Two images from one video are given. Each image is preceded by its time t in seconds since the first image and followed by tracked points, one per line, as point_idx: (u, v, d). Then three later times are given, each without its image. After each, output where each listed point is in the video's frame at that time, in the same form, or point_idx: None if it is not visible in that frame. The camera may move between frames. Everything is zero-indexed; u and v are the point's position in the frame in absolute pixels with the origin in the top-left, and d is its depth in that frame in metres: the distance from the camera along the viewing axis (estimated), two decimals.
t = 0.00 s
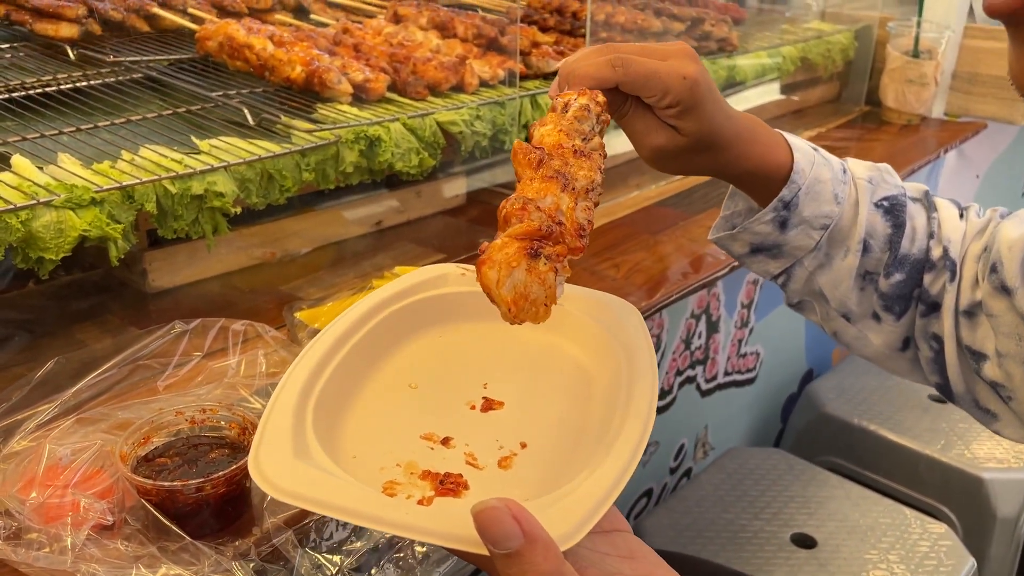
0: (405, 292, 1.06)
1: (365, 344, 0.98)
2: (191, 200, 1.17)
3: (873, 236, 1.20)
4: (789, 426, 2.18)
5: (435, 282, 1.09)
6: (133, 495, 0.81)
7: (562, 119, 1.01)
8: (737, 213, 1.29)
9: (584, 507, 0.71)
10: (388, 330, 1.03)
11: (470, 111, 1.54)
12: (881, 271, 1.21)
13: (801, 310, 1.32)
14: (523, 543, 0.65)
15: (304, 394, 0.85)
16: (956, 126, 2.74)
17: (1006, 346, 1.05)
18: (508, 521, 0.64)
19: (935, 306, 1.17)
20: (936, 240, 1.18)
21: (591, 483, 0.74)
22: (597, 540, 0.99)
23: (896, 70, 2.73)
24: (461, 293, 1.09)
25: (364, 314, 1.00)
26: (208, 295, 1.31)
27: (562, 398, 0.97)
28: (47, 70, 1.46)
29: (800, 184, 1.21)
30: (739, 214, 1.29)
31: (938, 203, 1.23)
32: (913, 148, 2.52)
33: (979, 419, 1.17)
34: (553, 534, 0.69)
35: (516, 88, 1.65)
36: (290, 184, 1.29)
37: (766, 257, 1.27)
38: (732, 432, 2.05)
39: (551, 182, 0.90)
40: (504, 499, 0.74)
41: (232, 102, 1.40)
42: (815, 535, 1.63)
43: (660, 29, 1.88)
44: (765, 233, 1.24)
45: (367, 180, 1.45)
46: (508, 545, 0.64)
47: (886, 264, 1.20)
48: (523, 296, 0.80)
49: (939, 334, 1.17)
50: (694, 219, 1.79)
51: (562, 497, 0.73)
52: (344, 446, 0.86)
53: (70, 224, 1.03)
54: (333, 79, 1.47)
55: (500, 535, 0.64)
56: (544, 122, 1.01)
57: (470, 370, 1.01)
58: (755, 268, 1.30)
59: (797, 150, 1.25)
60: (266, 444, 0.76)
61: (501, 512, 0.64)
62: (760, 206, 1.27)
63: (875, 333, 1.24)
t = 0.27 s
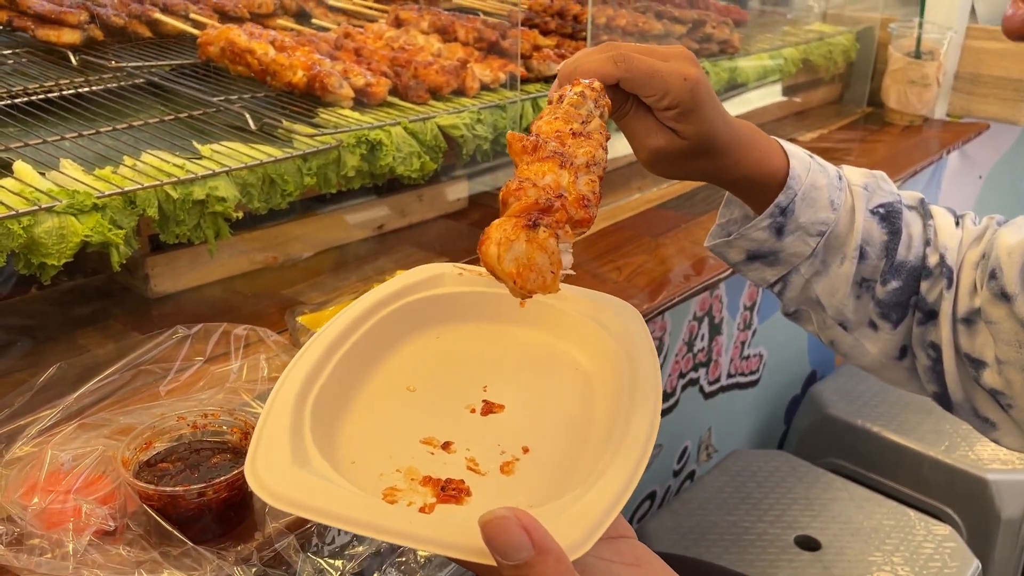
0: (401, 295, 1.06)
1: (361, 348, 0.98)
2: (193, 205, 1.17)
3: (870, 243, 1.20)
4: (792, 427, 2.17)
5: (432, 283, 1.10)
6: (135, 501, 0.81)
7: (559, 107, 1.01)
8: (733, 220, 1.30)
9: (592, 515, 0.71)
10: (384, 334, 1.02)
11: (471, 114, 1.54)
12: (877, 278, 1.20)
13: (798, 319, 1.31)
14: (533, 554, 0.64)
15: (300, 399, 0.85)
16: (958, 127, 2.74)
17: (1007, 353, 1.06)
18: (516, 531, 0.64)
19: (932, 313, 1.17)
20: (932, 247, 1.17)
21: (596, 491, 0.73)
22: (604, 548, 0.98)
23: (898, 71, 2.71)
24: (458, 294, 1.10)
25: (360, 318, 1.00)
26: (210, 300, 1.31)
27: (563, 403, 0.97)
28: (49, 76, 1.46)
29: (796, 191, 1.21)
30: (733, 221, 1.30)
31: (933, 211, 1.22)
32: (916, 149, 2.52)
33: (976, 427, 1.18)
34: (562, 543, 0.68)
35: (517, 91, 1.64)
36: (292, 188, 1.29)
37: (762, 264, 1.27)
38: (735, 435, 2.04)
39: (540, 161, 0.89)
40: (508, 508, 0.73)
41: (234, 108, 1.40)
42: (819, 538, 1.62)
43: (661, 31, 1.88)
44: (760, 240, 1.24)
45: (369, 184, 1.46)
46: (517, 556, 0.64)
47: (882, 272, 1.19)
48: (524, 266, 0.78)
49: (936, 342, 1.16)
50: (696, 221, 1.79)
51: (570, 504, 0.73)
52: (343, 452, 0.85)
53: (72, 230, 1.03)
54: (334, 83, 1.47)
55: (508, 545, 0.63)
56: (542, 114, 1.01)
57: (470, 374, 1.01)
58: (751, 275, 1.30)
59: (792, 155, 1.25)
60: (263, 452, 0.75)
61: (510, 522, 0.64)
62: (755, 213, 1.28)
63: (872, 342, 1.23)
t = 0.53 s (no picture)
0: (395, 314, 1.07)
1: (354, 369, 0.99)
2: (196, 210, 1.17)
3: (876, 245, 1.20)
4: (796, 428, 2.17)
5: (424, 303, 1.10)
6: (139, 506, 0.82)
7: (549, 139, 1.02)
8: (735, 229, 1.30)
9: (568, 537, 0.72)
10: (377, 354, 1.03)
11: (473, 118, 1.55)
12: (885, 280, 1.20)
13: (806, 323, 1.32)
14: (507, 572, 0.65)
15: (292, 424, 0.86)
16: (961, 127, 2.73)
17: (1013, 357, 1.05)
18: (493, 550, 0.66)
19: (938, 316, 1.16)
20: (938, 249, 1.17)
21: (576, 511, 0.75)
22: (587, 563, 0.97)
23: (900, 71, 2.71)
24: (450, 313, 1.10)
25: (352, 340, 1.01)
26: (213, 305, 1.32)
27: (553, 420, 0.97)
28: (53, 81, 1.47)
29: (801, 193, 1.21)
30: (735, 231, 1.30)
31: (938, 213, 1.22)
32: (918, 149, 2.52)
33: (984, 430, 1.18)
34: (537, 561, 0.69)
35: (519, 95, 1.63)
36: (295, 193, 1.29)
37: (770, 268, 1.27)
38: (739, 436, 2.04)
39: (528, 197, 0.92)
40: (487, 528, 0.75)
41: (236, 112, 1.41)
42: (822, 539, 1.62)
43: (662, 33, 1.88)
44: (768, 243, 1.24)
45: (370, 188, 1.46)
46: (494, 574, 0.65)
47: (889, 274, 1.19)
48: (523, 305, 0.83)
49: (943, 344, 1.16)
50: (698, 223, 1.79)
51: (548, 524, 0.74)
52: (333, 472, 0.86)
53: (76, 236, 1.04)
54: (337, 88, 1.49)
55: (483, 563, 0.66)
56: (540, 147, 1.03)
57: (460, 392, 1.02)
58: (761, 282, 1.29)
59: (794, 159, 1.25)
60: (253, 475, 0.77)
61: (484, 540, 0.66)
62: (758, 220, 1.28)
63: (880, 346, 1.23)
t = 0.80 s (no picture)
0: (406, 326, 1.08)
1: (368, 379, 1.00)
2: (197, 217, 1.19)
3: (877, 240, 1.20)
4: (799, 431, 2.17)
5: (436, 315, 1.11)
6: (141, 513, 0.83)
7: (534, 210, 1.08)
8: (735, 245, 1.29)
9: (565, 540, 0.73)
10: (390, 363, 1.05)
11: (473, 123, 1.55)
12: (891, 276, 1.20)
13: (818, 323, 1.32)
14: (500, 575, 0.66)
15: (303, 434, 0.87)
16: (963, 127, 2.73)
17: (1019, 352, 1.05)
18: (486, 555, 0.67)
19: (943, 311, 1.17)
20: (939, 245, 1.17)
21: (573, 516, 0.75)
22: (588, 564, 0.98)
23: (901, 72, 2.71)
24: (461, 324, 1.11)
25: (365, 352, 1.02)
26: (215, 311, 1.33)
27: (558, 428, 0.98)
28: (56, 90, 1.48)
29: (797, 195, 1.22)
30: (735, 246, 1.29)
31: (938, 209, 1.22)
32: (920, 150, 2.52)
33: (992, 423, 1.17)
34: (532, 564, 0.70)
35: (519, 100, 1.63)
36: (295, 200, 1.30)
37: (778, 273, 1.27)
38: (741, 438, 2.05)
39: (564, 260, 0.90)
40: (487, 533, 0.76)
41: (237, 120, 1.42)
42: (824, 541, 1.62)
43: (662, 37, 1.89)
44: (769, 247, 1.24)
45: (371, 195, 1.47)
46: None
47: (894, 269, 1.19)
48: (513, 371, 0.86)
49: (949, 339, 1.16)
50: (698, 226, 1.79)
51: (547, 529, 0.75)
52: (342, 481, 0.88)
53: (78, 245, 1.05)
54: (338, 94, 1.49)
55: (476, 570, 0.66)
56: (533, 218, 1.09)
57: (468, 401, 1.03)
58: (770, 288, 1.29)
59: (786, 164, 1.27)
60: (265, 482, 0.79)
61: (476, 546, 0.67)
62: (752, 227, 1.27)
63: (890, 342, 1.23)
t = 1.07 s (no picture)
0: (411, 323, 1.08)
1: (371, 377, 1.01)
2: (201, 215, 1.19)
3: (872, 232, 1.19)
4: (803, 427, 2.17)
5: (440, 313, 1.11)
6: (146, 508, 0.83)
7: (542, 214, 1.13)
8: (729, 238, 1.30)
9: (565, 537, 0.73)
10: (393, 361, 1.05)
11: (476, 121, 1.55)
12: (887, 269, 1.19)
13: (816, 316, 1.32)
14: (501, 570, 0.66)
15: (307, 430, 0.88)
16: (969, 123, 2.72)
17: (1018, 347, 1.04)
18: (486, 551, 0.67)
19: (940, 305, 1.16)
20: (935, 239, 1.17)
21: (573, 513, 0.75)
22: (587, 562, 0.98)
23: (906, 68, 2.71)
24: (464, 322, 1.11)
25: (369, 349, 1.02)
26: (219, 309, 1.33)
27: (560, 424, 0.98)
28: (61, 89, 1.49)
29: (790, 186, 1.23)
30: (730, 239, 1.30)
31: (935, 203, 1.21)
32: (925, 146, 2.51)
33: (993, 418, 1.16)
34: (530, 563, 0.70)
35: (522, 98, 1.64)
36: (299, 198, 1.30)
37: (773, 266, 1.27)
38: (747, 435, 2.04)
39: (548, 247, 0.94)
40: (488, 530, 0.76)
41: (241, 118, 1.42)
42: (829, 537, 1.62)
43: (666, 34, 1.89)
44: (764, 239, 1.25)
45: (374, 192, 1.47)
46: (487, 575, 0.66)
47: (890, 262, 1.19)
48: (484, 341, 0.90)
49: (946, 334, 1.16)
50: (702, 223, 1.79)
51: (547, 526, 0.75)
52: (346, 478, 0.88)
53: (83, 243, 1.06)
54: (340, 93, 1.49)
55: (476, 564, 0.67)
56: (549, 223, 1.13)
57: (471, 399, 1.03)
58: (765, 281, 1.29)
59: (779, 157, 1.27)
60: (270, 478, 0.79)
61: (476, 542, 0.68)
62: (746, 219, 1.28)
63: (886, 335, 1.23)
